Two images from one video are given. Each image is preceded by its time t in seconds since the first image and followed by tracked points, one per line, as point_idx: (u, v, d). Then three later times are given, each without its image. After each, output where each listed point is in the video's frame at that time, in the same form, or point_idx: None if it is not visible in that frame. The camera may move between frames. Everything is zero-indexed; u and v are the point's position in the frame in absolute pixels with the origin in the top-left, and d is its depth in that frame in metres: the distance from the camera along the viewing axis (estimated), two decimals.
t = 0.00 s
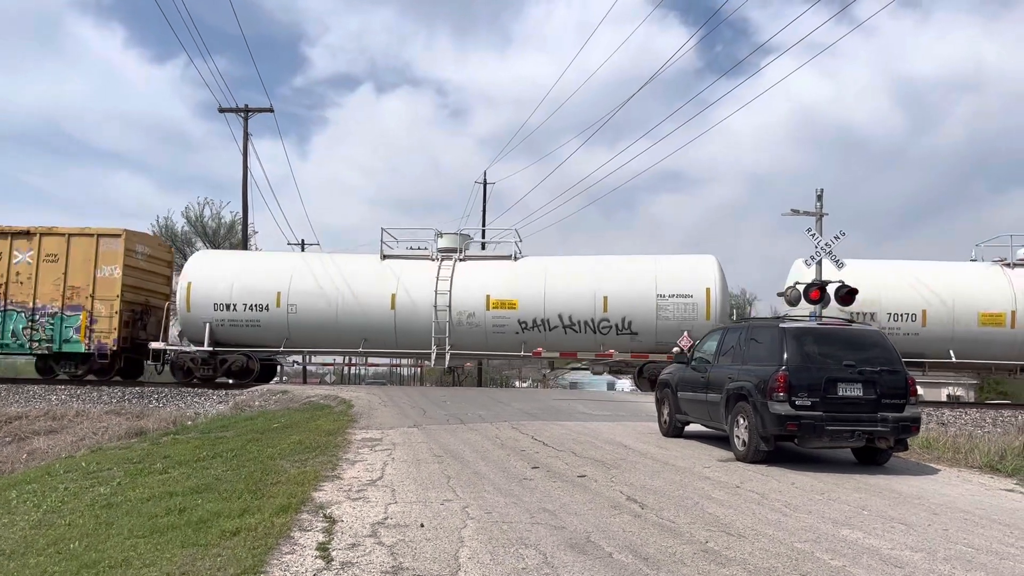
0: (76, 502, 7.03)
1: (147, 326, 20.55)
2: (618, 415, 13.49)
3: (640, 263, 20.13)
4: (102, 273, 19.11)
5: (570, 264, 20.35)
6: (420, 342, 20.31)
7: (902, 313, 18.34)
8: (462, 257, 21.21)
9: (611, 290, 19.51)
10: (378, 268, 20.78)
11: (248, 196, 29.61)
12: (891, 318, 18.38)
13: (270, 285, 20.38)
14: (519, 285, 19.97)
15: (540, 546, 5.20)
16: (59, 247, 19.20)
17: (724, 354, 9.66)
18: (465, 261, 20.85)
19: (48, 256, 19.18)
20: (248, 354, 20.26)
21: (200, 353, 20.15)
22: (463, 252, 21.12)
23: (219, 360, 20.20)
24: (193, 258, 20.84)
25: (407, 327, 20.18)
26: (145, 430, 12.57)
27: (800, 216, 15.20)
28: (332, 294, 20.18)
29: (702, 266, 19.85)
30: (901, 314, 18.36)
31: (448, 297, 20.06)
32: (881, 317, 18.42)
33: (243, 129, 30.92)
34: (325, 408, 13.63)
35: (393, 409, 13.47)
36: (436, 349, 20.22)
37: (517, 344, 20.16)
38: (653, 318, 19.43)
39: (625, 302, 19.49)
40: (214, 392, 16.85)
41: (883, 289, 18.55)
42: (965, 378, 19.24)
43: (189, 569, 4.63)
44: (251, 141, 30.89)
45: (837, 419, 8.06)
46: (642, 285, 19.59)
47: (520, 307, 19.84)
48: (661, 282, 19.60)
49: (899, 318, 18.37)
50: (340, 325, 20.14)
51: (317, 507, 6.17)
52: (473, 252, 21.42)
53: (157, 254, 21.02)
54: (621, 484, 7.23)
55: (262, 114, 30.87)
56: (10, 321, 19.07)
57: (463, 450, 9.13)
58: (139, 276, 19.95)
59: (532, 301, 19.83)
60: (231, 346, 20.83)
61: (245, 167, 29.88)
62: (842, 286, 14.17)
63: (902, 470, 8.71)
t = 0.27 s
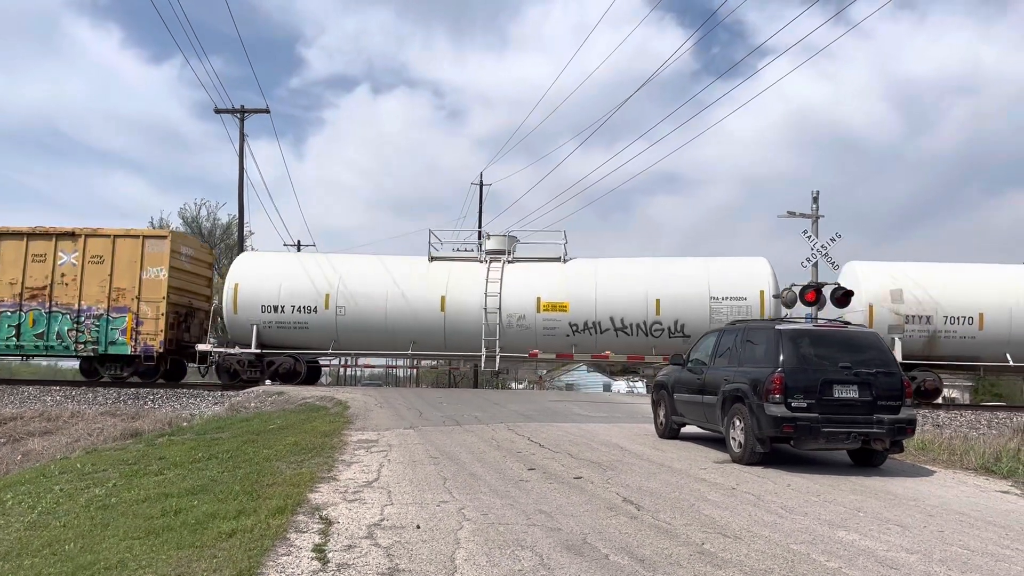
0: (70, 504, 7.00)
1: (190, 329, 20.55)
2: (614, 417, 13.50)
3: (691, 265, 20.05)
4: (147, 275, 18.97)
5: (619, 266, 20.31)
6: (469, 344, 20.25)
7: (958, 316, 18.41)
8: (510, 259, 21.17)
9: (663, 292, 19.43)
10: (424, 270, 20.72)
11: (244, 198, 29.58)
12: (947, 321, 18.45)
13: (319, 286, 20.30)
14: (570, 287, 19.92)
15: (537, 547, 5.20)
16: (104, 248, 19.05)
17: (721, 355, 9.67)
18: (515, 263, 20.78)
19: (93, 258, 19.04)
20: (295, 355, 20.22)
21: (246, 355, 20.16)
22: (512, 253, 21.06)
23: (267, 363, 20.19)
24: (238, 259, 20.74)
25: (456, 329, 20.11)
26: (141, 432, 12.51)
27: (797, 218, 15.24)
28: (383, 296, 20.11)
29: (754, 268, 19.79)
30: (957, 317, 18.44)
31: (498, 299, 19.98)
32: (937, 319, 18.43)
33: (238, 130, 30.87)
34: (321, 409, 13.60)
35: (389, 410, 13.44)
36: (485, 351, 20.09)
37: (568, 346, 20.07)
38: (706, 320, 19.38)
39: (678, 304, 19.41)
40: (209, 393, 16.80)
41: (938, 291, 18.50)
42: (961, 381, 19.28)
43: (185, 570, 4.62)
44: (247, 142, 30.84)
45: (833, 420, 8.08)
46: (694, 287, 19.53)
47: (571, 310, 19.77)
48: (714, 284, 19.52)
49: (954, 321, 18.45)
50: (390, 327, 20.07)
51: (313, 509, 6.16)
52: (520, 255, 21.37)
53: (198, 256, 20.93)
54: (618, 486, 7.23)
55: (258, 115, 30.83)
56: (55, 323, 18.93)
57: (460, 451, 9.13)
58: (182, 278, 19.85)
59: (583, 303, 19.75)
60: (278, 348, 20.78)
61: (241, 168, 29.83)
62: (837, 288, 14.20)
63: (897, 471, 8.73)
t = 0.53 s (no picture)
0: (66, 505, 6.98)
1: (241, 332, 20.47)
2: (611, 418, 13.50)
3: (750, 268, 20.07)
4: (201, 277, 18.90)
5: (674, 268, 20.26)
6: (526, 347, 20.19)
7: None
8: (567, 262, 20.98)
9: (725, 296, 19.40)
10: (481, 272, 20.67)
11: (240, 199, 29.54)
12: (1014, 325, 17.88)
13: (376, 288, 20.29)
14: (629, 290, 19.85)
15: (534, 549, 5.20)
16: (157, 250, 18.97)
17: (718, 357, 9.68)
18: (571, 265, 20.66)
19: (146, 259, 18.96)
20: (350, 358, 20.22)
21: (301, 358, 20.07)
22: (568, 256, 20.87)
23: (322, 365, 20.10)
24: (293, 261, 20.69)
25: (514, 332, 20.07)
26: (136, 433, 12.48)
27: (794, 220, 15.26)
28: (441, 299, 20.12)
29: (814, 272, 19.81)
30: None
31: (556, 302, 19.94)
32: (1002, 324, 17.90)
33: (236, 131, 30.85)
34: (317, 410, 13.59)
35: (386, 412, 13.44)
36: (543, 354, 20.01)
37: (626, 349, 19.99)
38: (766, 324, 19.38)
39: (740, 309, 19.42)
40: (206, 394, 16.77)
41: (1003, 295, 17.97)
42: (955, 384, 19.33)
43: (180, 572, 4.61)
44: (244, 143, 30.80)
45: (830, 422, 8.09)
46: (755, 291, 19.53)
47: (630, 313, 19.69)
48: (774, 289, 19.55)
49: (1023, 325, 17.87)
50: (448, 330, 20.06)
51: (310, 510, 6.15)
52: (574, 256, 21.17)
53: (249, 259, 20.88)
54: (615, 488, 7.24)
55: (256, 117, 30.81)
56: (108, 325, 18.86)
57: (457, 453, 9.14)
58: (234, 280, 19.79)
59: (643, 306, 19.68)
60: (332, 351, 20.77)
61: (239, 169, 29.82)
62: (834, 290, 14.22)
63: (893, 473, 8.74)
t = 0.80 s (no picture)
0: (66, 506, 6.98)
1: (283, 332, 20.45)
2: (610, 419, 13.51)
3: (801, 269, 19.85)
4: (244, 278, 18.85)
5: (724, 269, 20.12)
6: (573, 350, 20.08)
7: None
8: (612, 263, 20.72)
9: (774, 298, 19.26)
10: (527, 273, 20.49)
11: (240, 200, 29.52)
12: None
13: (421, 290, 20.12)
14: (676, 292, 19.71)
15: (533, 550, 5.20)
16: (201, 251, 18.93)
17: (717, 358, 9.68)
18: (617, 267, 20.44)
19: (190, 261, 18.93)
20: (395, 360, 19.99)
21: (348, 360, 19.92)
22: (614, 257, 20.61)
23: (367, 366, 19.91)
24: (336, 262, 20.56)
25: (561, 334, 19.94)
26: (136, 434, 12.48)
27: (793, 222, 15.26)
28: (486, 300, 19.92)
29: (866, 274, 19.58)
30: None
31: (604, 304, 19.79)
32: None
33: (235, 131, 30.82)
34: (317, 412, 13.58)
35: (385, 413, 13.44)
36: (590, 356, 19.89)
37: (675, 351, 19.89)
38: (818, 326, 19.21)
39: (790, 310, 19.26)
40: (205, 395, 16.76)
41: None
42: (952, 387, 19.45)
43: (180, 573, 4.61)
44: (243, 143, 30.77)
45: (829, 423, 8.10)
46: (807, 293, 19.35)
47: (680, 315, 19.59)
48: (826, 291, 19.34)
49: None
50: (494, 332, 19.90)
51: (309, 511, 6.15)
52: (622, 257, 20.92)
53: (291, 260, 20.81)
54: (614, 489, 7.24)
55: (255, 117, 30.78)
56: (152, 327, 18.83)
57: (457, 454, 9.14)
58: (278, 281, 19.72)
59: (692, 309, 19.56)
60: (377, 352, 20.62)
61: (238, 170, 29.80)
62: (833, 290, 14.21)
63: (892, 474, 8.75)
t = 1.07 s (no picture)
0: (67, 507, 6.99)
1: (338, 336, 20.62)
2: (611, 421, 13.51)
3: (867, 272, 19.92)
4: (304, 280, 18.95)
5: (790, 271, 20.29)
6: (635, 352, 20.31)
7: None
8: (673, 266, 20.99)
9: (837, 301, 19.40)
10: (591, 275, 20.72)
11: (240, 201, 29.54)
12: None
13: (483, 293, 20.40)
14: (741, 294, 19.97)
15: (534, 551, 5.20)
16: (259, 253, 19.00)
17: (718, 359, 9.68)
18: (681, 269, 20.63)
19: (248, 263, 19.00)
20: (455, 363, 20.13)
21: (407, 362, 20.00)
22: (676, 260, 20.87)
23: (428, 369, 19.98)
24: (395, 265, 20.88)
25: (623, 337, 20.15)
26: (137, 435, 12.50)
27: (793, 223, 15.28)
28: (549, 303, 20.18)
29: (931, 276, 19.60)
30: None
31: (667, 306, 20.04)
32: None
33: (236, 132, 30.85)
34: (318, 413, 13.59)
35: (386, 414, 13.45)
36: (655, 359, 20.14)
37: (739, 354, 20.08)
38: (885, 329, 19.33)
39: (855, 313, 19.37)
40: (206, 396, 16.76)
41: None
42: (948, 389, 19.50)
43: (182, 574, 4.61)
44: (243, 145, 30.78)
45: (830, 425, 8.09)
46: (873, 296, 19.46)
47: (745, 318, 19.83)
48: (891, 293, 19.44)
49: None
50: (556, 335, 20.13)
51: (310, 512, 6.15)
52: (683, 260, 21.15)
53: (345, 263, 20.93)
54: (615, 490, 7.25)
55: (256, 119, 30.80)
56: (210, 329, 18.92)
57: (458, 455, 9.15)
58: (334, 283, 19.80)
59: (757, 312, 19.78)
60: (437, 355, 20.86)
61: (239, 171, 29.82)
62: (834, 292, 14.18)
63: (893, 476, 8.74)
